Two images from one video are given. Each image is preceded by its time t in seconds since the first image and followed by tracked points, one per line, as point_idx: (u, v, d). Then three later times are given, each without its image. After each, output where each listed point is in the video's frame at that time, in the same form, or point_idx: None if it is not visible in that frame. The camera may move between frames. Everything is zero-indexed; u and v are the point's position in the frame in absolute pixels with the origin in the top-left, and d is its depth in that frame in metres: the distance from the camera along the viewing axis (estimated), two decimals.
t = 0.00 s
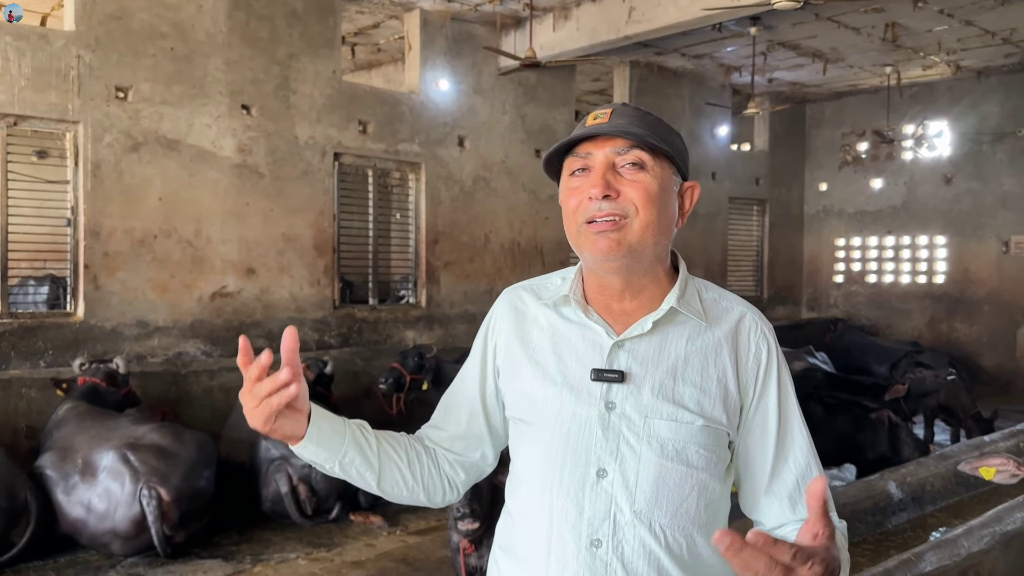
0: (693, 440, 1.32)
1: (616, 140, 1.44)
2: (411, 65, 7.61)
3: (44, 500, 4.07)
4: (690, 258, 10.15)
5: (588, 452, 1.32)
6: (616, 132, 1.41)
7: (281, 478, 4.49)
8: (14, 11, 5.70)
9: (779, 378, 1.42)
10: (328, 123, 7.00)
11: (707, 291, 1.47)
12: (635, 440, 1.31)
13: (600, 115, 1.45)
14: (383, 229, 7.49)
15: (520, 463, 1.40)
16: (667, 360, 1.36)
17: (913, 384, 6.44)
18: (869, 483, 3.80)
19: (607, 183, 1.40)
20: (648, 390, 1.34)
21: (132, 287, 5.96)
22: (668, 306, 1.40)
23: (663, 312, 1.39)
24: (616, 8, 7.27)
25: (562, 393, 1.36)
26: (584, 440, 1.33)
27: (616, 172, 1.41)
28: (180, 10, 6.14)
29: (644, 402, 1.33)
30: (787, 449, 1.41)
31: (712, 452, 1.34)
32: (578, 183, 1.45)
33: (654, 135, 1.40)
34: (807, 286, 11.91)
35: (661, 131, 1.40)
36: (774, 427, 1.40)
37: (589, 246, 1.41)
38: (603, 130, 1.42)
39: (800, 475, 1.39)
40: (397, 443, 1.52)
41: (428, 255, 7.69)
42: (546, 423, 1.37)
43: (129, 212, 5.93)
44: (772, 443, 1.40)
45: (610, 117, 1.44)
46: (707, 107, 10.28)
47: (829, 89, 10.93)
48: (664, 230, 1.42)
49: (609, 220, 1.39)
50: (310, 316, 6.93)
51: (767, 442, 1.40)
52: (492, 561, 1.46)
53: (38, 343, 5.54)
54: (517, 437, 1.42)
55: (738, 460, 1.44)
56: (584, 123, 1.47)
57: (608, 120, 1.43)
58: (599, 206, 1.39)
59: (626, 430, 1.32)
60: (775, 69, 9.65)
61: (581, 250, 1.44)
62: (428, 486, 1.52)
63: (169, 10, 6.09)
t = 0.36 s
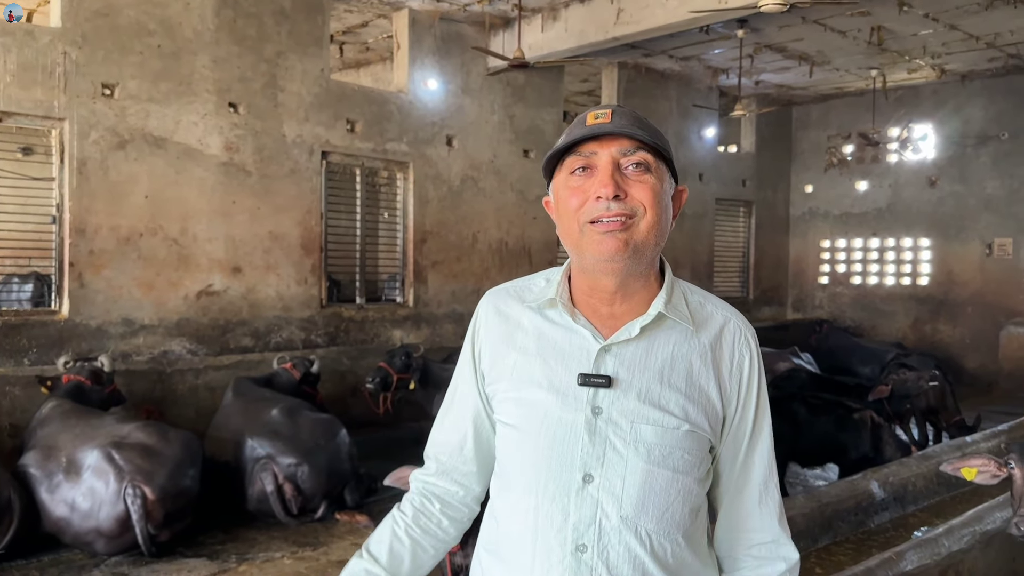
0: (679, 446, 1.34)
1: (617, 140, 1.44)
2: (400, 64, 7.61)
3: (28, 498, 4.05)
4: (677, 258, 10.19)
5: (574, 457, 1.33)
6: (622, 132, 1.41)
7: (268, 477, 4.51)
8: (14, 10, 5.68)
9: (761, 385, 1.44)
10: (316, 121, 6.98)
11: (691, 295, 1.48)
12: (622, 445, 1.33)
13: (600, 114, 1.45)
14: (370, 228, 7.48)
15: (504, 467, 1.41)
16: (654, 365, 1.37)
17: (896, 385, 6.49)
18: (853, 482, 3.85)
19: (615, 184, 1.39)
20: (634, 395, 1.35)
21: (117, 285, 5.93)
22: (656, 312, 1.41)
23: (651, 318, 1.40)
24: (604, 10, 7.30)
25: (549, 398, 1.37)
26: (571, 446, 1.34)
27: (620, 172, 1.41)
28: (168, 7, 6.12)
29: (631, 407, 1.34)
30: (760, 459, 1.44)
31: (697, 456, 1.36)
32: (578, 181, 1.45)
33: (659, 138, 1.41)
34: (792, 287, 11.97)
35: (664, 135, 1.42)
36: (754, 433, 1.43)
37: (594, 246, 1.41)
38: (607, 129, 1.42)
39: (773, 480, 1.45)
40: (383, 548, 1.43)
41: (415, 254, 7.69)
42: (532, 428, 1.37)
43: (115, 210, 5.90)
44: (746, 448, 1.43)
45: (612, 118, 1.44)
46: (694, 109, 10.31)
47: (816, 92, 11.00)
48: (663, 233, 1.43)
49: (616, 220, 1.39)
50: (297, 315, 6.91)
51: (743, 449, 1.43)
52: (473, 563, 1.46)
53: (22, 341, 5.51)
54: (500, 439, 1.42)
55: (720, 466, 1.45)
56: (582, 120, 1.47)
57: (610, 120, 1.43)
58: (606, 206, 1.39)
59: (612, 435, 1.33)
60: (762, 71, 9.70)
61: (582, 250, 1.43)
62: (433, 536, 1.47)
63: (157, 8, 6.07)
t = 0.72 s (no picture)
0: (687, 445, 1.36)
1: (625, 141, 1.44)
2: (393, 63, 7.60)
3: (17, 497, 4.03)
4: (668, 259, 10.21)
5: (584, 459, 1.34)
6: (632, 135, 1.41)
7: (259, 475, 4.49)
8: (15, 10, 5.42)
9: (759, 383, 1.46)
10: (308, 119, 6.97)
11: (689, 294, 1.50)
12: (632, 445, 1.34)
13: (606, 115, 1.44)
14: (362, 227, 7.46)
15: (507, 470, 1.40)
16: (661, 366, 1.38)
17: (887, 386, 6.50)
18: (843, 482, 3.88)
19: (626, 189, 1.40)
20: (644, 396, 1.36)
21: (108, 282, 5.91)
22: (663, 312, 1.41)
23: (658, 318, 1.41)
24: (597, 10, 7.31)
25: (557, 400, 1.36)
26: (581, 448, 1.34)
27: (629, 176, 1.42)
28: (160, 4, 6.10)
29: (640, 408, 1.35)
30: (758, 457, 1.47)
31: (703, 456, 1.38)
32: (585, 184, 1.45)
33: (667, 140, 1.42)
34: (783, 288, 12.01)
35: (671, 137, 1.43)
36: (751, 430, 1.46)
37: (603, 252, 1.41)
38: (616, 132, 1.41)
39: (769, 476, 1.49)
40: None
41: (407, 254, 7.68)
42: (539, 430, 1.36)
43: (106, 207, 5.87)
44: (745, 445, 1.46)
45: (618, 119, 1.43)
46: (686, 110, 10.33)
47: (808, 94, 11.03)
48: (670, 236, 1.45)
49: (626, 226, 1.40)
50: (288, 313, 6.89)
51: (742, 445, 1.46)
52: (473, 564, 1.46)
53: (11, 338, 5.48)
54: (503, 441, 1.42)
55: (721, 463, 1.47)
56: (586, 120, 1.45)
57: (617, 122, 1.43)
58: (617, 212, 1.39)
59: (623, 436, 1.34)
60: (754, 73, 9.72)
61: (589, 255, 1.43)
62: (434, 556, 1.49)
63: (149, 5, 6.04)
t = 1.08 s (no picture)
0: (685, 433, 1.36)
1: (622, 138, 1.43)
2: (388, 59, 7.59)
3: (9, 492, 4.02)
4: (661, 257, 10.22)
5: (584, 448, 1.34)
6: (627, 132, 1.41)
7: (252, 471, 4.49)
8: (15, 10, 5.45)
9: (751, 371, 1.48)
10: (302, 115, 6.95)
11: (684, 285, 1.51)
12: (631, 432, 1.34)
13: (602, 111, 1.43)
14: (356, 223, 7.44)
15: (507, 460, 1.40)
16: (658, 355, 1.39)
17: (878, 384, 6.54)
18: (836, 479, 3.89)
19: (623, 186, 1.40)
20: (641, 384, 1.36)
21: (100, 277, 5.88)
22: (658, 302, 1.42)
23: (655, 308, 1.42)
24: (593, 8, 7.31)
25: (555, 390, 1.36)
26: (581, 437, 1.34)
27: (625, 173, 1.42)
28: None
29: (638, 396, 1.36)
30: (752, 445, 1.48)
31: (701, 444, 1.38)
32: (582, 180, 1.45)
33: (663, 137, 1.42)
34: (774, 287, 12.05)
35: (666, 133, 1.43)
36: (745, 418, 1.47)
37: (600, 248, 1.42)
38: (612, 129, 1.40)
39: (764, 462, 1.49)
40: None
41: (401, 251, 7.68)
42: (537, 420, 1.37)
43: (98, 202, 5.84)
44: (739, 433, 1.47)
45: (614, 115, 1.43)
46: (680, 109, 10.34)
47: (801, 94, 11.06)
48: (665, 230, 1.46)
49: (623, 223, 1.40)
50: (281, 309, 6.88)
51: (736, 433, 1.47)
52: (474, 555, 1.46)
53: (3, 334, 5.45)
54: (501, 432, 1.42)
55: (716, 452, 1.48)
56: (580, 117, 1.45)
57: (612, 119, 1.42)
58: (614, 210, 1.40)
59: (622, 424, 1.34)
60: (748, 72, 9.74)
61: (587, 251, 1.44)
62: (434, 551, 1.47)
63: None
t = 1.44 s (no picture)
0: (678, 423, 1.37)
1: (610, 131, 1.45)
2: (382, 57, 7.58)
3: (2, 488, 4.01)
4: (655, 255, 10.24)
5: (577, 438, 1.35)
6: (615, 123, 1.42)
7: (246, 468, 4.49)
8: (15, 10, 5.46)
9: (744, 361, 1.48)
10: (297, 112, 6.95)
11: (677, 278, 1.51)
12: (623, 423, 1.35)
13: (589, 105, 1.44)
14: (350, 221, 7.43)
15: (503, 452, 1.41)
16: (650, 346, 1.40)
17: (870, 382, 6.57)
18: (829, 477, 3.92)
19: (610, 176, 1.41)
20: (634, 375, 1.37)
21: (94, 273, 5.87)
22: (650, 294, 1.43)
23: (646, 299, 1.42)
24: (588, 6, 7.32)
25: (549, 381, 1.37)
26: (574, 428, 1.35)
27: (613, 165, 1.43)
28: None
29: (631, 387, 1.36)
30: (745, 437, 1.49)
31: (693, 434, 1.39)
32: (570, 174, 1.46)
33: (651, 128, 1.43)
34: (768, 286, 12.08)
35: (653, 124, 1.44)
36: (739, 409, 1.48)
37: (590, 238, 1.42)
38: (599, 121, 1.42)
39: (756, 453, 1.50)
40: None
41: (396, 249, 7.68)
42: (532, 412, 1.38)
43: (92, 198, 5.83)
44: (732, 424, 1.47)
45: (601, 108, 1.44)
46: (674, 108, 10.36)
47: (795, 93, 11.09)
48: (655, 221, 1.46)
49: (612, 213, 1.41)
50: (275, 306, 6.87)
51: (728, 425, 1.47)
52: (472, 547, 1.46)
53: None
54: (497, 424, 1.43)
55: (710, 445, 1.48)
56: (570, 110, 1.46)
57: (599, 112, 1.44)
58: (602, 200, 1.40)
59: (615, 415, 1.35)
60: (742, 71, 9.77)
61: (577, 242, 1.44)
62: (433, 544, 1.49)
63: None
